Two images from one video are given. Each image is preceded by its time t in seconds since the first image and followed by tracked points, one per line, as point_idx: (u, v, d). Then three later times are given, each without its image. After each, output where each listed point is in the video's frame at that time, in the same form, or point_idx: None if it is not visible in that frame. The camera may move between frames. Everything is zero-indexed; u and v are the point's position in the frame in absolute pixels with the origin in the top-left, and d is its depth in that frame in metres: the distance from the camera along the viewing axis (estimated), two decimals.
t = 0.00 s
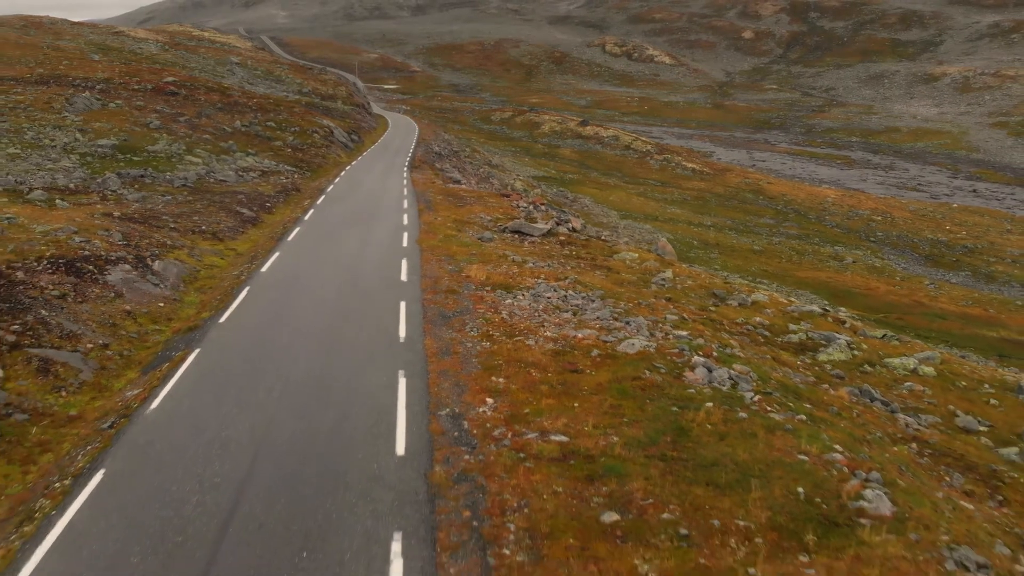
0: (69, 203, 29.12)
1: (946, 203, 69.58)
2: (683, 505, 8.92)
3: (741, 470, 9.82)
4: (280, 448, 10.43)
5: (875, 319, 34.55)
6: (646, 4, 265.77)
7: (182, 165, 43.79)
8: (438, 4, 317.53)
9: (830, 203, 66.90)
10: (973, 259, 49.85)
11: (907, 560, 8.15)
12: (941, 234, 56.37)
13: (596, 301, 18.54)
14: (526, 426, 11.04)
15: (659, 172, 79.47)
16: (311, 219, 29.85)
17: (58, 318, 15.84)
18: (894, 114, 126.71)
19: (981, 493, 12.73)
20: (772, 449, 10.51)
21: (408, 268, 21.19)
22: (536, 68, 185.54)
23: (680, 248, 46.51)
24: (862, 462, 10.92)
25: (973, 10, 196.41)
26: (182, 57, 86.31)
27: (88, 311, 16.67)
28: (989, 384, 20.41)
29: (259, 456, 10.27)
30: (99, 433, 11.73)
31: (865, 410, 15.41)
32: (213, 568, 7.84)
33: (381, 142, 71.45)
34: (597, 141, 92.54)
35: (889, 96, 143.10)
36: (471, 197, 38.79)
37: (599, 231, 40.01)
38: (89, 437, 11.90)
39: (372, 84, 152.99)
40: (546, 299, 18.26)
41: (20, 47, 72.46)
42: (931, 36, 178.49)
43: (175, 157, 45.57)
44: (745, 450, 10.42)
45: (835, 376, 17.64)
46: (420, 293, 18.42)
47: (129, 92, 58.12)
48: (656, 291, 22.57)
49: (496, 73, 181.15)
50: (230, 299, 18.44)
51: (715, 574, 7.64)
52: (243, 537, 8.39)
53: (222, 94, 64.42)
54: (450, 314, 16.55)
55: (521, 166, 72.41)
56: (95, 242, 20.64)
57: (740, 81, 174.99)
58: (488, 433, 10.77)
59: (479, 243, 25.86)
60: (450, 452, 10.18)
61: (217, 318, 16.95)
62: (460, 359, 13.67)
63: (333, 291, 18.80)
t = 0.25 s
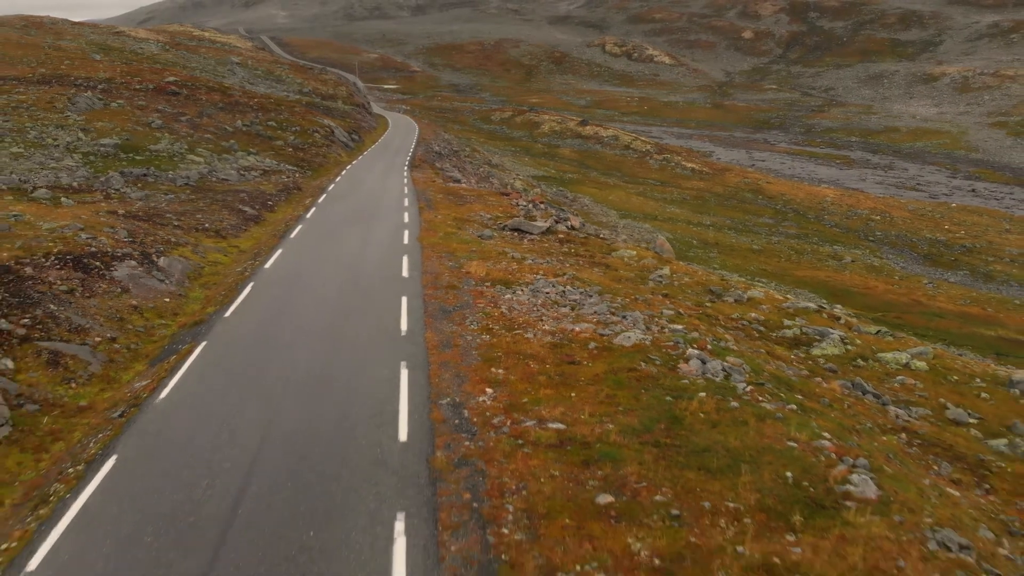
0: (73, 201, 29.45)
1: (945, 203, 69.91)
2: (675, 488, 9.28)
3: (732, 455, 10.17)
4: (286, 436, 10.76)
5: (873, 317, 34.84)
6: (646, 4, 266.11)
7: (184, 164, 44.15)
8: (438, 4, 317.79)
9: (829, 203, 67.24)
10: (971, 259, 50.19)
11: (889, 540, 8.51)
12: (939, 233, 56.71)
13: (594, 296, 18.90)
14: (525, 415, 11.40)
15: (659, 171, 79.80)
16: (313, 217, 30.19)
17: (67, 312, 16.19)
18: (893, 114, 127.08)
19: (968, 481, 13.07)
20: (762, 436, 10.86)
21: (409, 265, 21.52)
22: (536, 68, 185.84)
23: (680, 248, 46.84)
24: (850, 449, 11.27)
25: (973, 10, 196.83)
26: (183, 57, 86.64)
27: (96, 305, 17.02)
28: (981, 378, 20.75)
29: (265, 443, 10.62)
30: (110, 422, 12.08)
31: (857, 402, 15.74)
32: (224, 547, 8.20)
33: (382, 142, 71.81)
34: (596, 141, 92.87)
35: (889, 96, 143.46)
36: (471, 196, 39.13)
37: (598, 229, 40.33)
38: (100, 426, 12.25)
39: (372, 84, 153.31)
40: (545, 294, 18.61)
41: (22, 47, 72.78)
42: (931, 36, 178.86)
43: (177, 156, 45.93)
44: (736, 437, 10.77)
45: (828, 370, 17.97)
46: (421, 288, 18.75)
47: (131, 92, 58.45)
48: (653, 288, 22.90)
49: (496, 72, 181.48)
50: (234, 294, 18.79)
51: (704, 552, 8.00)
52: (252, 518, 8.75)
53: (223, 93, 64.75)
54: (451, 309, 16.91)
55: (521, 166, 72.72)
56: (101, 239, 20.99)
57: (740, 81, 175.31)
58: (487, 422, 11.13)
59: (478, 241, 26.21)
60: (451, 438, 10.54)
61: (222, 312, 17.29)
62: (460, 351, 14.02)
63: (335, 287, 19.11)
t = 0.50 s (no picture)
0: (78, 199, 29.84)
1: (944, 202, 70.26)
2: (667, 471, 9.65)
3: (723, 441, 10.54)
4: (292, 424, 11.13)
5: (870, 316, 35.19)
6: (646, 4, 266.56)
7: (186, 163, 44.53)
8: (438, 4, 318.05)
9: (828, 203, 67.62)
10: (969, 258, 50.56)
11: (872, 520, 8.89)
12: (938, 233, 57.08)
13: (592, 291, 19.27)
14: (524, 403, 11.78)
15: (658, 171, 80.22)
16: (315, 215, 30.56)
17: (76, 307, 16.57)
18: (893, 114, 127.48)
19: (955, 469, 13.41)
20: (753, 423, 11.22)
21: (410, 261, 21.89)
22: (536, 68, 186.14)
23: (678, 247, 47.23)
24: (838, 437, 11.63)
25: (972, 10, 197.23)
26: (183, 57, 87.02)
27: (104, 300, 17.40)
28: (972, 373, 21.11)
29: (271, 432, 10.93)
30: (121, 411, 12.46)
31: (848, 394, 16.10)
32: (233, 528, 8.54)
33: (382, 142, 72.18)
34: (596, 140, 93.24)
35: (888, 96, 143.92)
36: (471, 195, 39.53)
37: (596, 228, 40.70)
38: (111, 415, 12.63)
39: (372, 84, 153.66)
40: (543, 289, 18.98)
41: (23, 47, 73.14)
42: (930, 36, 179.28)
43: (179, 155, 46.30)
44: (727, 423, 11.16)
45: (821, 363, 18.34)
46: (422, 284, 19.14)
47: (133, 92, 58.81)
48: (650, 284, 23.26)
49: (496, 72, 181.88)
50: (239, 289, 19.15)
51: (694, 530, 8.38)
52: (260, 501, 9.10)
53: (224, 93, 65.13)
54: (451, 303, 17.27)
55: (521, 165, 73.04)
56: (108, 236, 21.37)
57: (739, 80, 175.66)
58: (487, 410, 11.51)
59: (478, 238, 26.56)
60: (452, 425, 10.91)
61: (228, 306, 17.70)
62: (460, 344, 14.39)
63: (337, 283, 19.50)
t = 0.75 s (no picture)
0: (83, 197, 30.20)
1: (943, 202, 70.60)
2: (659, 456, 10.04)
3: (714, 427, 10.93)
4: (297, 412, 11.52)
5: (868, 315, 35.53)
6: (646, 4, 266.92)
7: (188, 162, 44.89)
8: (438, 4, 318.31)
9: (827, 202, 67.99)
10: (968, 257, 50.92)
11: (854, 500, 9.29)
12: (936, 232, 57.45)
13: (589, 287, 19.66)
14: (522, 392, 12.19)
15: (657, 171, 80.58)
16: (316, 213, 30.95)
17: (84, 301, 16.94)
18: (892, 113, 127.87)
19: (943, 458, 13.76)
20: (743, 411, 11.62)
21: (411, 257, 22.27)
22: (535, 67, 186.46)
23: (677, 246, 47.58)
24: (826, 424, 12.03)
25: (972, 10, 197.67)
26: (184, 57, 87.34)
27: (111, 295, 17.77)
28: (964, 367, 21.47)
29: (277, 418, 11.33)
30: (131, 400, 12.86)
31: (839, 386, 16.49)
32: (243, 507, 8.94)
33: (382, 142, 72.54)
34: (595, 140, 93.59)
35: (888, 96, 144.33)
36: (471, 193, 39.91)
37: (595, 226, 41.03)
38: (121, 404, 13.02)
39: (371, 84, 153.98)
40: (542, 284, 19.38)
41: (24, 47, 73.42)
42: (930, 36, 179.70)
43: (181, 154, 46.65)
44: (718, 411, 11.56)
45: (814, 357, 18.73)
46: (423, 279, 19.52)
47: (135, 91, 59.15)
48: (648, 281, 23.63)
49: (496, 72, 182.24)
50: (243, 284, 19.56)
51: (684, 510, 8.77)
52: (269, 483, 9.49)
53: (225, 93, 65.46)
54: (452, 298, 17.66)
55: (521, 165, 73.34)
56: (114, 233, 21.74)
57: (739, 80, 175.99)
58: (487, 398, 11.91)
59: (478, 236, 26.92)
60: (452, 413, 11.30)
61: (233, 301, 18.09)
62: (460, 336, 14.79)
63: (340, 278, 19.87)
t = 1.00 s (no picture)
0: (88, 195, 30.68)
1: (941, 202, 71.06)
2: (650, 437, 10.55)
3: (703, 411, 11.44)
4: (304, 397, 12.03)
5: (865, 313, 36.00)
6: (645, 4, 267.46)
7: (191, 161, 45.37)
8: (438, 4, 318.82)
9: (826, 202, 68.49)
10: (965, 256, 51.41)
11: (835, 477, 9.79)
12: (934, 232, 57.94)
13: (586, 281, 20.15)
14: (520, 379, 12.70)
15: (657, 170, 81.06)
16: (319, 210, 31.45)
17: (95, 294, 17.44)
18: (891, 113, 128.39)
19: (927, 445, 14.23)
20: (732, 396, 12.14)
21: (413, 253, 22.78)
22: (535, 67, 186.93)
23: (676, 245, 48.05)
24: (812, 409, 12.54)
25: (971, 10, 198.23)
26: (185, 57, 87.80)
27: (121, 288, 18.26)
28: (953, 360, 21.97)
29: (285, 404, 11.80)
30: (144, 387, 13.37)
31: (828, 376, 16.97)
32: (255, 484, 9.44)
33: (382, 141, 73.01)
34: (595, 140, 94.06)
35: (887, 96, 144.86)
36: (471, 192, 40.39)
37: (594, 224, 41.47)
38: (134, 391, 13.53)
39: (371, 84, 154.41)
40: (540, 279, 19.89)
41: (27, 47, 73.85)
42: (929, 36, 180.24)
43: (184, 153, 47.14)
44: (707, 396, 12.07)
45: (805, 349, 19.21)
46: (425, 273, 20.06)
47: (137, 91, 59.62)
48: (644, 276, 24.10)
49: (496, 72, 182.71)
50: (249, 279, 20.08)
51: (673, 485, 9.27)
52: (278, 461, 9.98)
53: (227, 93, 65.94)
54: (452, 291, 18.18)
55: (521, 164, 73.78)
56: (122, 229, 22.24)
57: (738, 80, 176.42)
58: (486, 385, 12.42)
59: (478, 232, 27.40)
60: (453, 397, 11.84)
61: (240, 294, 18.61)
62: (460, 327, 15.30)
63: (343, 273, 20.38)
